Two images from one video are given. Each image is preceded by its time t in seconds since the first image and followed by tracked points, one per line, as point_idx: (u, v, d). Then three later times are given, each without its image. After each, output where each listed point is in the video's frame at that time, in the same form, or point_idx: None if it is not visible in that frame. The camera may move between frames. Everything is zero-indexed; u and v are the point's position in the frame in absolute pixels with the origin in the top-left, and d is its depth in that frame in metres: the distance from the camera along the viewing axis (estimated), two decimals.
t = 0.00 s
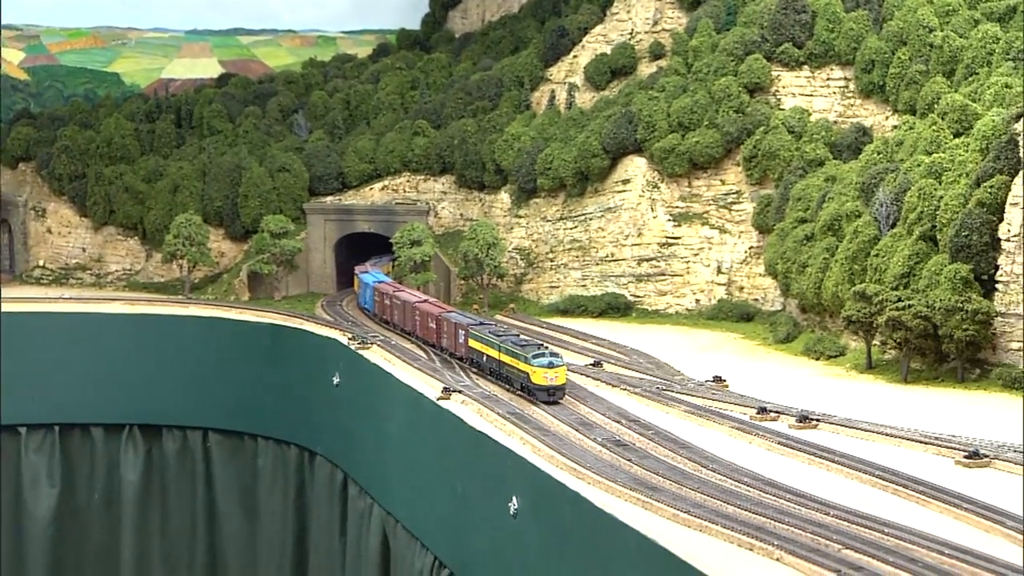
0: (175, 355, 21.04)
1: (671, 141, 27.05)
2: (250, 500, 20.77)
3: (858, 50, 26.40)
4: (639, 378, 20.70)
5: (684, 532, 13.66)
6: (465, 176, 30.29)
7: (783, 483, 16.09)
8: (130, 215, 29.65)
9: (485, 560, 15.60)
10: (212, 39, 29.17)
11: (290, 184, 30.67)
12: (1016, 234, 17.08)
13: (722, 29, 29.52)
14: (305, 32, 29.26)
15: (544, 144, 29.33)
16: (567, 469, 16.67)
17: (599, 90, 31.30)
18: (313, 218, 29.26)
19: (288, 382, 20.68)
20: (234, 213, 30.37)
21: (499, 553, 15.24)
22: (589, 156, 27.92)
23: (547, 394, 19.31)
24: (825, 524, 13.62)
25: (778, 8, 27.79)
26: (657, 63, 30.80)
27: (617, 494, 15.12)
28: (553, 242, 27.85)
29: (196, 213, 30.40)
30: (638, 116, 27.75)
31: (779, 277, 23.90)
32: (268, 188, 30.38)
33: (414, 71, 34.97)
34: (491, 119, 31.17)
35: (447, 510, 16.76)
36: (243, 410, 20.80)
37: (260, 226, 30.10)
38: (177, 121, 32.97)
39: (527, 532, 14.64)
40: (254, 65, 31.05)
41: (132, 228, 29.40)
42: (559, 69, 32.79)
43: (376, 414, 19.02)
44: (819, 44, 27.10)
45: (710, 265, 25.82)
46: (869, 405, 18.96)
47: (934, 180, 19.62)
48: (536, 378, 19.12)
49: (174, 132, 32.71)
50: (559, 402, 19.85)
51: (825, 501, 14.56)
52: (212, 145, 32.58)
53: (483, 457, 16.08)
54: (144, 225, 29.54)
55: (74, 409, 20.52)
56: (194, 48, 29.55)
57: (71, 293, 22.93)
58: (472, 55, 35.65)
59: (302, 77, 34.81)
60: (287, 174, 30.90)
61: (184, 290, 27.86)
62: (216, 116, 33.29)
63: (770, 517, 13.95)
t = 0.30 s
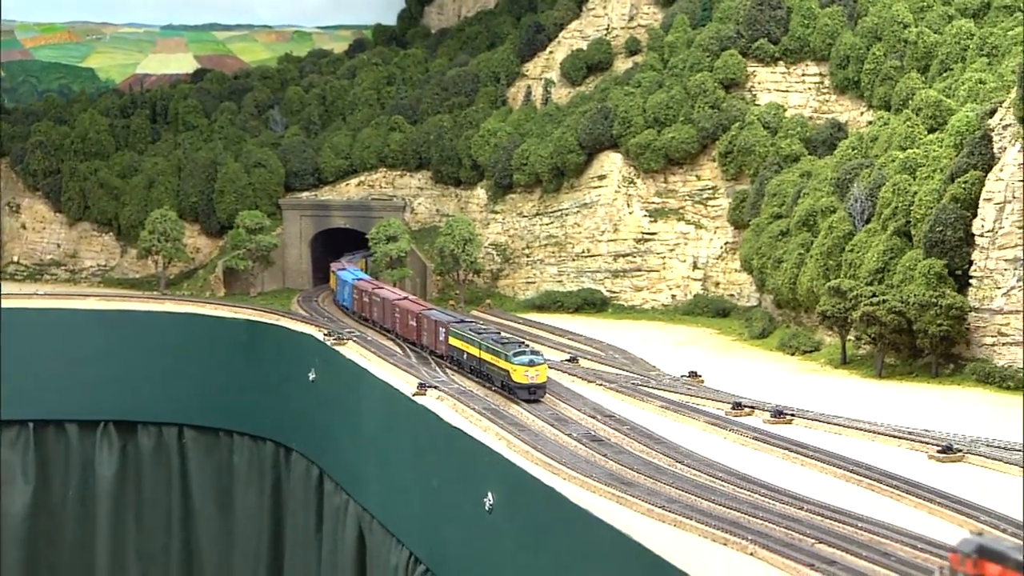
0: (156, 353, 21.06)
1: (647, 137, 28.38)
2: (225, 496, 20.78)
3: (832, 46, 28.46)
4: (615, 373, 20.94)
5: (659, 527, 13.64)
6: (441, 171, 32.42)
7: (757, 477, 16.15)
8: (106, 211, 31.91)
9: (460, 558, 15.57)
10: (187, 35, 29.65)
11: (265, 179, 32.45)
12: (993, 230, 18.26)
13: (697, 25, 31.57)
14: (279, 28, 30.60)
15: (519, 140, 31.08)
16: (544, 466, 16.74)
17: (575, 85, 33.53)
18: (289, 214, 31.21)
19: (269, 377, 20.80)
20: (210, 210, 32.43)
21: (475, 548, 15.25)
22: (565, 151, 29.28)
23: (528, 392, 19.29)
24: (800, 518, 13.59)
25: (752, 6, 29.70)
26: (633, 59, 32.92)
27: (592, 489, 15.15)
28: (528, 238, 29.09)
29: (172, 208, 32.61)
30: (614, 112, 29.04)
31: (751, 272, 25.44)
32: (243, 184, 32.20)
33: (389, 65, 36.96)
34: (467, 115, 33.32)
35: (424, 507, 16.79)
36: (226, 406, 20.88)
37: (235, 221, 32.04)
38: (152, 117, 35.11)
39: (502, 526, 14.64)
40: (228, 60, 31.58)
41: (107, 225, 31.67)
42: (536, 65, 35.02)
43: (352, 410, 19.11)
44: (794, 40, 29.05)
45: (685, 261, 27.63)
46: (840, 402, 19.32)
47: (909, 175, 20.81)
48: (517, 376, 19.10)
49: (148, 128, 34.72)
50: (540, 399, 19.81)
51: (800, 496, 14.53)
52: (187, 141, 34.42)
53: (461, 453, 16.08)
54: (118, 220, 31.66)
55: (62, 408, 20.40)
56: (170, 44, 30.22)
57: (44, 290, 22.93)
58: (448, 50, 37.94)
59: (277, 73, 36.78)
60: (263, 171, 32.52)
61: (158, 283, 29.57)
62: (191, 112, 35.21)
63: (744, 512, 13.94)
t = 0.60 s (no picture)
0: (130, 347, 20.96)
1: (621, 131, 28.87)
2: (200, 492, 20.78)
3: (806, 40, 29.07)
4: (589, 368, 21.06)
5: (634, 523, 13.63)
6: (416, 165, 32.59)
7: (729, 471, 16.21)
8: (79, 205, 32.71)
9: (436, 551, 15.66)
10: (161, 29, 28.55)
11: (239, 174, 32.30)
12: (963, 224, 19.20)
13: (673, 19, 32.31)
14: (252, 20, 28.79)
15: (495, 136, 31.35)
16: (518, 461, 16.76)
17: (549, 80, 33.70)
18: (264, 208, 31.51)
19: (245, 373, 20.87)
20: (183, 204, 32.30)
21: (451, 543, 15.33)
22: (540, 145, 29.77)
23: (507, 390, 19.28)
24: (771, 512, 13.62)
25: (726, 2, 30.27)
26: (607, 54, 33.33)
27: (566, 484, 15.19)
28: (503, 234, 30.54)
29: (145, 203, 32.53)
30: (589, 106, 29.63)
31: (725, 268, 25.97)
32: (218, 178, 32.04)
33: (364, 60, 37.17)
34: (441, 109, 33.72)
35: (400, 502, 16.82)
36: (204, 400, 20.91)
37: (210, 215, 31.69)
38: (125, 111, 34.82)
39: (477, 521, 14.71)
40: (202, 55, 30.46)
41: (80, 219, 32.74)
42: (510, 59, 35.28)
43: (326, 405, 19.25)
44: (769, 35, 29.59)
45: (660, 255, 28.17)
46: (813, 396, 19.51)
47: (882, 170, 21.43)
48: (496, 374, 19.10)
49: (122, 121, 34.37)
50: (520, 397, 19.79)
51: (772, 490, 14.55)
52: (161, 134, 34.05)
53: (435, 448, 16.07)
54: (92, 214, 32.42)
55: (25, 402, 19.85)
56: (142, 39, 28.49)
57: (16, 285, 22.91)
58: (422, 46, 38.10)
59: (251, 67, 36.49)
60: (239, 167, 32.35)
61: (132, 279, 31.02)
62: (166, 106, 34.79)
63: (717, 506, 13.96)
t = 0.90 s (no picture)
0: (104, 341, 20.78)
1: (594, 125, 30.74)
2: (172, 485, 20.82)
3: (777, 33, 31.04)
4: (562, 361, 21.17)
5: (605, 515, 13.68)
6: (391, 158, 34.03)
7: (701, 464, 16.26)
8: (50, 199, 31.40)
9: (409, 544, 15.71)
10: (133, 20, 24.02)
11: (212, 167, 33.31)
12: (935, 217, 19.55)
13: (644, 13, 34.29)
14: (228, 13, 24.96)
15: (468, 129, 33.01)
16: (491, 453, 16.78)
17: (522, 73, 35.57)
18: (236, 201, 32.58)
19: (218, 366, 21.00)
20: (156, 198, 32.59)
21: (424, 536, 15.37)
22: (514, 138, 31.28)
23: (485, 386, 19.18)
24: (741, 503, 13.63)
25: None
26: (580, 47, 35.44)
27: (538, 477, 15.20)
28: (477, 228, 31.54)
29: (117, 195, 32.51)
30: (563, 99, 31.26)
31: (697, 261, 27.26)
32: (190, 171, 32.87)
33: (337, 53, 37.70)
34: (416, 102, 34.99)
35: (372, 495, 16.85)
36: (175, 393, 20.93)
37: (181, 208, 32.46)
38: (97, 104, 34.27)
39: (449, 514, 14.74)
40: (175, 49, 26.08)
41: (51, 213, 30.95)
42: (484, 52, 36.82)
43: (299, 398, 19.39)
44: (741, 29, 31.63)
45: (634, 248, 30.00)
46: (787, 390, 19.63)
47: (853, 163, 21.97)
48: (474, 370, 19.01)
49: (94, 116, 34.00)
50: (498, 393, 19.72)
51: (743, 482, 14.55)
52: (133, 128, 34.21)
53: (409, 441, 16.06)
54: (65, 209, 31.04)
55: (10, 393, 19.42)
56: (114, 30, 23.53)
57: None
58: (395, 38, 39.01)
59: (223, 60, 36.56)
60: (211, 159, 33.40)
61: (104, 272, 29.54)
62: (137, 99, 34.53)
63: (688, 498, 13.96)
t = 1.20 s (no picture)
0: (79, 339, 20.73)
1: (570, 118, 31.27)
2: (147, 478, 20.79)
3: (752, 26, 32.02)
4: (537, 355, 21.26)
5: (576, 506, 13.67)
6: (365, 151, 34.41)
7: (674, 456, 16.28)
8: (23, 190, 32.97)
9: (383, 536, 15.74)
10: (107, 14, 23.86)
11: (186, 160, 33.31)
12: (908, 211, 19.50)
13: (619, 7, 35.13)
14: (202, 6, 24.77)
15: (440, 124, 33.41)
16: (464, 446, 16.81)
17: (497, 66, 35.95)
18: (211, 195, 32.55)
19: (190, 361, 21.18)
20: (129, 191, 33.09)
21: (397, 528, 15.42)
22: (489, 132, 31.97)
23: (464, 381, 19.06)
24: (715, 494, 13.60)
25: None
26: (555, 40, 35.85)
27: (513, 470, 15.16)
28: (452, 221, 32.57)
29: (91, 188, 33.10)
30: (537, 93, 31.96)
31: (672, 254, 28.04)
32: (165, 165, 32.97)
33: (312, 46, 38.05)
34: (390, 96, 35.47)
35: (346, 487, 16.90)
36: (149, 388, 20.97)
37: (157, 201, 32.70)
38: (71, 96, 34.74)
39: (423, 507, 14.80)
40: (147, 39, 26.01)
41: (25, 206, 33.01)
42: (459, 46, 37.22)
43: (271, 393, 19.59)
44: (715, 23, 32.47)
45: (609, 242, 30.58)
46: (761, 385, 19.76)
47: (827, 156, 22.47)
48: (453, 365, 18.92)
49: (68, 108, 34.41)
50: (478, 390, 19.64)
51: (714, 474, 14.50)
52: (107, 121, 34.50)
53: (384, 433, 16.09)
54: (36, 201, 32.74)
55: None
56: (87, 23, 23.23)
57: None
58: (370, 32, 39.35)
59: (198, 53, 36.89)
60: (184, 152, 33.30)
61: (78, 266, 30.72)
62: (111, 92, 35.07)
63: (662, 490, 13.90)
